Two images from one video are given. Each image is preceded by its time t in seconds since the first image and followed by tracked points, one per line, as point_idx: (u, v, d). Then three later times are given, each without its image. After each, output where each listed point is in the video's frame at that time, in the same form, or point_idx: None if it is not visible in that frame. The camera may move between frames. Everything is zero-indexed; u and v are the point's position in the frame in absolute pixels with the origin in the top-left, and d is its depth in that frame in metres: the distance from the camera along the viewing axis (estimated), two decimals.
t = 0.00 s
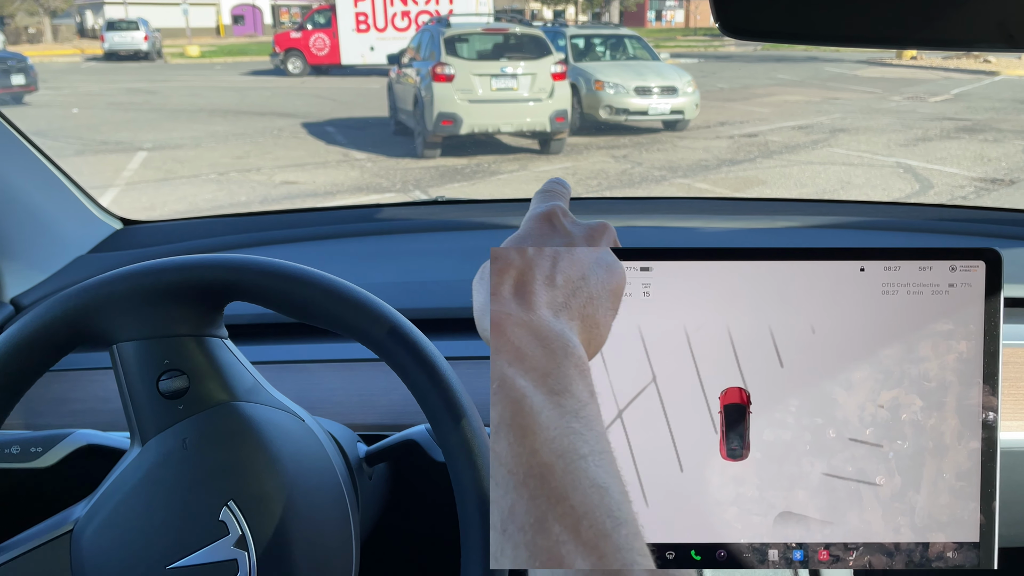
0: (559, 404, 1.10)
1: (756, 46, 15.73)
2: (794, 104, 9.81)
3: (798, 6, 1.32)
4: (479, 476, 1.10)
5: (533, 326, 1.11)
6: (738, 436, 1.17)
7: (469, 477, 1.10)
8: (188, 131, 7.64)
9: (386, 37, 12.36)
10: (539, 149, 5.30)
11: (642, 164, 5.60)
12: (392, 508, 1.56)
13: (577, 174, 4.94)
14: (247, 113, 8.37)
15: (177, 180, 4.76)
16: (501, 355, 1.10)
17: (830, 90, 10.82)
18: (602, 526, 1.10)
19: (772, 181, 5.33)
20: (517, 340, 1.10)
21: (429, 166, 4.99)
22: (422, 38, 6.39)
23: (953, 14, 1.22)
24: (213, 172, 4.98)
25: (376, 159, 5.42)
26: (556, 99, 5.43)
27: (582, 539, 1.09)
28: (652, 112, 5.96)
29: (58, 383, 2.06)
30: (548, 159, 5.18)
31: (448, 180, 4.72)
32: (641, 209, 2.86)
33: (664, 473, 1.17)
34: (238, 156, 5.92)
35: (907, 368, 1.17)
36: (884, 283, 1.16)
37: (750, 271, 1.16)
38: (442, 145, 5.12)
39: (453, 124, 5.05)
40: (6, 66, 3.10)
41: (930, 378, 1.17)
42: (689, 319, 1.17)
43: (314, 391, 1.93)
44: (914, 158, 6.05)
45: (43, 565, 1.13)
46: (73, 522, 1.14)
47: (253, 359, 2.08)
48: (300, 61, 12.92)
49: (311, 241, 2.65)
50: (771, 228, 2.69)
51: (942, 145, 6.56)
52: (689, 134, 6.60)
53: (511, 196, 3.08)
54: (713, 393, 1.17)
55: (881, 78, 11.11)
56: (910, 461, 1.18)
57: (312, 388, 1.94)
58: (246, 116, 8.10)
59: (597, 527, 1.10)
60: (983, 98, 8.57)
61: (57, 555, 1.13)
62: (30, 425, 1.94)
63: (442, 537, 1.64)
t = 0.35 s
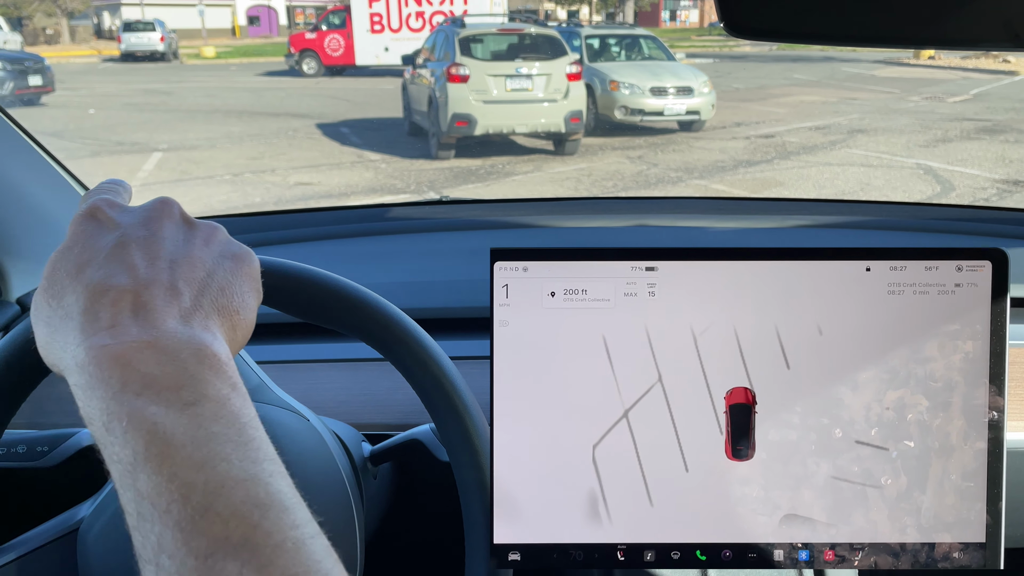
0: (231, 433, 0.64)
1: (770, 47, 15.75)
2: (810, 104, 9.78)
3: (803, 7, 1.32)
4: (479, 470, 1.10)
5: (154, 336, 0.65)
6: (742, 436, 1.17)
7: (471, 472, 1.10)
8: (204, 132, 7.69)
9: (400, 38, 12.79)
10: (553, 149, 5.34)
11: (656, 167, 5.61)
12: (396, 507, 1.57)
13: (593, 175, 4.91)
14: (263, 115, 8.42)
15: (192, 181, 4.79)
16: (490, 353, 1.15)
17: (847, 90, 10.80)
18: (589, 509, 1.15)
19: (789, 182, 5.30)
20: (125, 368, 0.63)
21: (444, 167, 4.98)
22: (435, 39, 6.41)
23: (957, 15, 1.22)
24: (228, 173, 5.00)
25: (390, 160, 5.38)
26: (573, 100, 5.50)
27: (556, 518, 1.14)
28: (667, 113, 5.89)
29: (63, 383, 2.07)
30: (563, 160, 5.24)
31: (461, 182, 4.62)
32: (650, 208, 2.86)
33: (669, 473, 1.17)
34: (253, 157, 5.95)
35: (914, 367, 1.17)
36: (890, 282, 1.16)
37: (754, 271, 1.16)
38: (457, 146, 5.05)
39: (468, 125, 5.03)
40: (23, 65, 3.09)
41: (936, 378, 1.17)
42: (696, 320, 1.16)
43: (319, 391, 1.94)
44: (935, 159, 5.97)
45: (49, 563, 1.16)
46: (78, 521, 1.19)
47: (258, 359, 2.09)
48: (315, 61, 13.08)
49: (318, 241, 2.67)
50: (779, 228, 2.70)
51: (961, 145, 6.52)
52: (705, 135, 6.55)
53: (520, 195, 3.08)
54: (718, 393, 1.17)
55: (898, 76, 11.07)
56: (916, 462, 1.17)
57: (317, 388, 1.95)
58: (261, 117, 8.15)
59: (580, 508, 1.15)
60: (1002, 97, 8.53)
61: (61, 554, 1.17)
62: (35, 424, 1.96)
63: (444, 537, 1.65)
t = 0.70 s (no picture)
0: (272, 442, 0.63)
1: (780, 48, 15.72)
2: (820, 105, 9.75)
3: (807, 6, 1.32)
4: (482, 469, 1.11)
5: (195, 344, 0.63)
6: (747, 436, 1.17)
7: (474, 471, 1.11)
8: (214, 133, 7.72)
9: (409, 39, 12.66)
10: (563, 151, 5.29)
11: (668, 167, 5.38)
12: (399, 506, 1.57)
13: (602, 177, 4.89)
14: (273, 117, 8.47)
15: (203, 182, 4.82)
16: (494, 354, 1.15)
17: (858, 91, 10.76)
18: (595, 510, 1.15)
19: (799, 183, 5.28)
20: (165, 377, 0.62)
21: (453, 168, 4.98)
22: (445, 40, 6.45)
23: (961, 15, 1.21)
24: (238, 174, 5.03)
25: (399, 161, 5.36)
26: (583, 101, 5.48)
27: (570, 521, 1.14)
28: (678, 113, 5.95)
29: (69, 382, 2.09)
30: (573, 160, 5.20)
31: (471, 182, 4.61)
32: (657, 208, 2.86)
33: (676, 473, 1.17)
34: (262, 157, 5.98)
35: (919, 367, 1.17)
36: (896, 282, 1.16)
37: (760, 271, 1.16)
38: (466, 146, 5.07)
39: (479, 125, 5.07)
40: (35, 68, 3.12)
41: (942, 379, 1.16)
42: (702, 320, 1.16)
43: (323, 391, 1.95)
44: (948, 160, 5.91)
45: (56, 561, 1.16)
46: (85, 519, 1.19)
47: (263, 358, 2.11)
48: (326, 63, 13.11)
49: (323, 241, 2.68)
50: (787, 229, 2.69)
51: (973, 146, 6.48)
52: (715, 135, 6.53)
53: (526, 195, 3.09)
54: (722, 393, 1.17)
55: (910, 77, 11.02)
56: (921, 461, 1.17)
57: (321, 387, 1.97)
58: (272, 119, 8.20)
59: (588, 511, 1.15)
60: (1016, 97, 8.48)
61: (61, 559, 1.17)
62: (43, 424, 1.98)
63: (447, 535, 1.65)
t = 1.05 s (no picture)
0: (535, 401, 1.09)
1: (788, 48, 15.68)
2: (828, 105, 9.73)
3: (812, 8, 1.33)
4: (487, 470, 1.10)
5: (571, 349, 1.09)
6: (752, 437, 1.16)
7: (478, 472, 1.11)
8: (220, 133, 7.74)
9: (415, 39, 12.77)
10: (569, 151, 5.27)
11: (676, 166, 5.55)
12: (403, 507, 1.57)
13: (608, 177, 4.89)
14: (280, 117, 8.49)
15: (210, 182, 4.83)
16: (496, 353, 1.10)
17: (866, 91, 10.73)
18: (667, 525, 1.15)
19: (806, 184, 5.26)
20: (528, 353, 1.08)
21: (459, 168, 4.97)
22: (451, 40, 6.45)
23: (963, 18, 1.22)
24: (244, 175, 5.05)
25: (405, 161, 5.36)
26: (589, 101, 5.47)
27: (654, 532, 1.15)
28: (685, 113, 5.97)
29: (73, 381, 2.10)
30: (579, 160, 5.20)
31: (477, 182, 4.62)
32: (661, 208, 2.85)
33: (681, 473, 1.17)
34: (268, 157, 5.99)
35: (924, 368, 1.16)
36: (901, 283, 1.15)
37: (765, 272, 1.15)
38: (471, 147, 5.08)
39: (484, 126, 5.08)
40: (42, 69, 3.13)
41: (948, 379, 1.16)
42: (707, 320, 1.16)
43: (327, 391, 1.96)
44: (957, 160, 5.88)
45: (57, 561, 1.09)
46: (88, 519, 1.11)
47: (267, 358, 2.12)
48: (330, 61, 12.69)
49: (328, 240, 2.69)
50: (792, 229, 2.69)
51: (982, 146, 6.46)
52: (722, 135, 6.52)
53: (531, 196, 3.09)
54: (728, 394, 1.17)
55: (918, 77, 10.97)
56: (927, 462, 1.17)
57: (325, 387, 1.98)
58: (278, 119, 8.22)
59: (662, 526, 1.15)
60: None
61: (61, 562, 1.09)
62: (50, 423, 1.99)
63: (448, 535, 1.66)
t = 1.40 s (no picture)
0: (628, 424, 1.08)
1: (791, 47, 15.68)
2: (831, 105, 9.73)
3: (815, 8, 1.33)
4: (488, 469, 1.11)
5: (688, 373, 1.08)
6: (755, 437, 1.17)
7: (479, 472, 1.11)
8: (223, 133, 7.77)
9: (419, 39, 12.79)
10: (572, 151, 5.26)
11: (681, 169, 5.61)
12: (407, 507, 1.56)
13: (611, 178, 4.91)
14: (283, 117, 8.52)
15: (213, 182, 4.85)
16: (500, 351, 1.13)
17: (869, 91, 10.74)
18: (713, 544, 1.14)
19: (809, 184, 5.26)
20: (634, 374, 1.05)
21: (462, 168, 4.98)
22: (454, 41, 6.46)
23: (965, 18, 1.22)
24: (248, 175, 5.07)
25: (408, 162, 5.39)
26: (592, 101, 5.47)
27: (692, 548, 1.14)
28: (688, 113, 5.91)
29: (76, 381, 2.10)
30: (581, 160, 5.21)
31: (481, 183, 4.65)
32: (664, 208, 2.85)
33: (685, 473, 1.16)
34: (272, 158, 6.01)
35: (927, 368, 1.16)
36: (904, 284, 1.15)
37: (770, 272, 1.15)
38: (475, 147, 5.08)
39: (487, 126, 5.04)
40: (46, 69, 3.13)
41: (951, 380, 1.16)
42: (711, 321, 1.16)
43: (330, 390, 1.97)
44: (960, 160, 5.88)
45: (61, 559, 1.09)
46: (92, 517, 1.11)
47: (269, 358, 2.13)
48: (333, 62, 13.13)
49: (331, 241, 2.69)
50: (794, 229, 2.69)
51: (986, 146, 6.46)
52: (724, 135, 6.52)
53: (533, 196, 3.09)
54: (731, 395, 1.17)
55: (922, 77, 10.97)
56: (929, 463, 1.16)
57: (327, 387, 1.98)
58: (281, 120, 8.25)
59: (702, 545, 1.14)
60: None
61: (65, 560, 1.09)
62: (53, 422, 2.00)
63: (450, 535, 1.66)
